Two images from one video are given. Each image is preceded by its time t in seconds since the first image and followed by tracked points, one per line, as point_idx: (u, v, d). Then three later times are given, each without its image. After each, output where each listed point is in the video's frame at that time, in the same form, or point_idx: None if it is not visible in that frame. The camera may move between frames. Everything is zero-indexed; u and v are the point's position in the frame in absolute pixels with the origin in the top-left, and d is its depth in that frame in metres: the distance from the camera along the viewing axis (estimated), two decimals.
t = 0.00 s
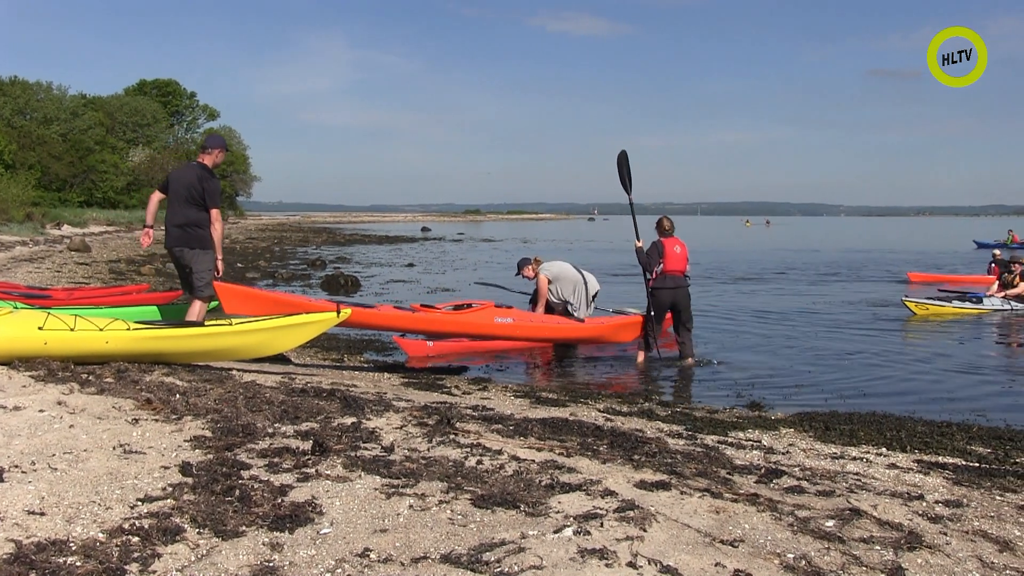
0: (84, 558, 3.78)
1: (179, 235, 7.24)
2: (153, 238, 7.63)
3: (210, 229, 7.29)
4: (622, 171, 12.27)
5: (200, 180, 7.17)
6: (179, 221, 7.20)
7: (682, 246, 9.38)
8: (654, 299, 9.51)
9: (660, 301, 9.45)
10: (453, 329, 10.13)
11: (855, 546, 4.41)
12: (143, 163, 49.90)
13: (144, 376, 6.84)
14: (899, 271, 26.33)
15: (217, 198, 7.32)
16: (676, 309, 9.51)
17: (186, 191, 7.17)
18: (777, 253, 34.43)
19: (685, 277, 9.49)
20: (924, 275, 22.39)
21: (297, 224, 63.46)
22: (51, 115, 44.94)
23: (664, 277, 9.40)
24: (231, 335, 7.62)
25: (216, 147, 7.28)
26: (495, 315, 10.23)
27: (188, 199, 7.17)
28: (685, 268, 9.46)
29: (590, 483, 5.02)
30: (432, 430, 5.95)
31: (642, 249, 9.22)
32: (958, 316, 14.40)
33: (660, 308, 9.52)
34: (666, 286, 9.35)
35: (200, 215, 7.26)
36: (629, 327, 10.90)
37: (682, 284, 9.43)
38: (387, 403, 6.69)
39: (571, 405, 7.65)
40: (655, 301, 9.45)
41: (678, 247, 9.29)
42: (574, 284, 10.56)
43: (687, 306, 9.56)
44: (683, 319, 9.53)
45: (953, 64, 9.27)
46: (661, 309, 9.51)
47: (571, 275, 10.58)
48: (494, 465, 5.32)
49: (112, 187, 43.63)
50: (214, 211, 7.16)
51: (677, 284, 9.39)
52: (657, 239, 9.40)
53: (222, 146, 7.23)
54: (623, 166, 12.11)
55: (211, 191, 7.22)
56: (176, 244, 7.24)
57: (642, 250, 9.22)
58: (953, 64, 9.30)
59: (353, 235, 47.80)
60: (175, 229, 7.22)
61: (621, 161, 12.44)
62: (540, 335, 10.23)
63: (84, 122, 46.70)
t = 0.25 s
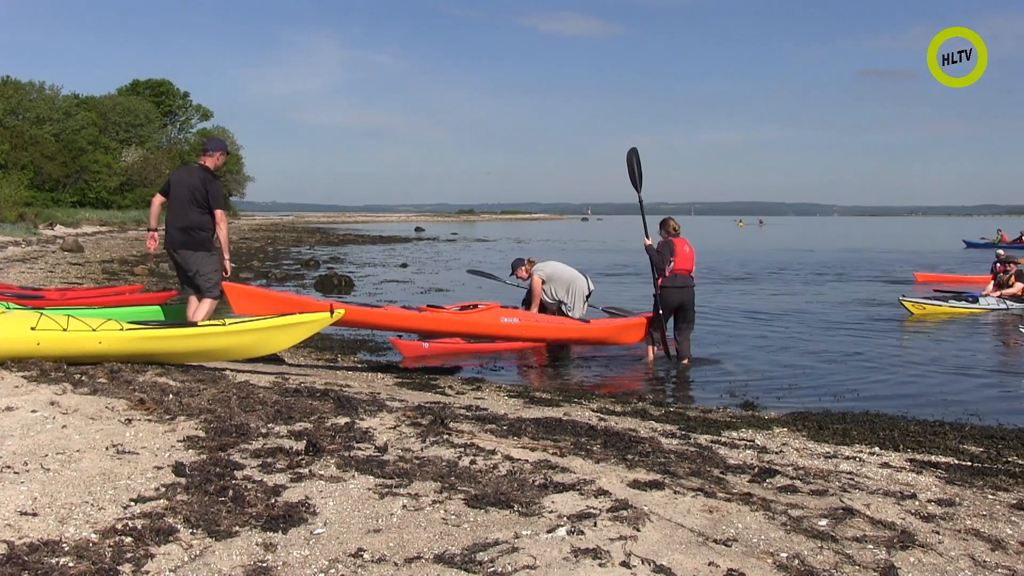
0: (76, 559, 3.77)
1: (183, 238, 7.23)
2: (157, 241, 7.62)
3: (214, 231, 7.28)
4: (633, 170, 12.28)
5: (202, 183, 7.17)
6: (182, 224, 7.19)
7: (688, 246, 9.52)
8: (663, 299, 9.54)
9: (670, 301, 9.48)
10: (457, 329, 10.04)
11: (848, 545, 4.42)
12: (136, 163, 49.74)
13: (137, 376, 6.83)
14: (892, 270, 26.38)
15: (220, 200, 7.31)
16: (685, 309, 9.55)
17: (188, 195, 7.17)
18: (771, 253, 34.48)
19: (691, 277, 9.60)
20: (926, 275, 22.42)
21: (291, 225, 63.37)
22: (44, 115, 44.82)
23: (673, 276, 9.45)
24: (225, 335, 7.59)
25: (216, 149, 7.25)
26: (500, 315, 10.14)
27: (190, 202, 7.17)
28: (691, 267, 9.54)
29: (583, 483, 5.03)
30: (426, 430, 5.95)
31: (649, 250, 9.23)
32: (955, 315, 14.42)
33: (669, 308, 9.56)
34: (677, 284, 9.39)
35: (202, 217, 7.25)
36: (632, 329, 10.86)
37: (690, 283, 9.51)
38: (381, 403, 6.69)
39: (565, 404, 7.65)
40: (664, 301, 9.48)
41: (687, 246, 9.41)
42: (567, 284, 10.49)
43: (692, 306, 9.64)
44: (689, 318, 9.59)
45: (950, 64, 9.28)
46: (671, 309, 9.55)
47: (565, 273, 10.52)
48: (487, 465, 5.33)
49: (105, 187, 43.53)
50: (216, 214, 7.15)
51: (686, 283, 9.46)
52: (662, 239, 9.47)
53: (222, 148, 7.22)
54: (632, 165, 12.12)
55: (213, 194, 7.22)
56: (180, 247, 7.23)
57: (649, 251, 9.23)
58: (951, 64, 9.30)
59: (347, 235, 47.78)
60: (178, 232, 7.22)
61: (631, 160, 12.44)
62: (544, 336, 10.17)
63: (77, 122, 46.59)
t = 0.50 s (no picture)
0: (70, 559, 3.76)
1: (188, 239, 7.26)
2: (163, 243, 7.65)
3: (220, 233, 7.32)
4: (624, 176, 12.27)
5: (208, 185, 7.21)
6: (188, 226, 7.22)
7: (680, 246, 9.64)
8: (664, 300, 9.52)
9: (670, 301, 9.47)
10: (464, 329, 10.15)
11: (843, 545, 4.42)
12: (131, 163, 49.63)
13: (131, 376, 6.82)
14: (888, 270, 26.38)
15: (226, 203, 7.35)
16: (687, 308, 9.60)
17: (194, 196, 7.20)
18: (767, 253, 34.48)
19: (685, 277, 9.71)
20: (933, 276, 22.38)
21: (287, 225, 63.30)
22: (38, 115, 44.74)
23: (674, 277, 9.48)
24: (219, 335, 7.57)
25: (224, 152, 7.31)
26: (506, 317, 10.22)
27: (196, 204, 7.21)
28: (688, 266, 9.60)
29: (578, 483, 5.03)
30: (420, 430, 5.95)
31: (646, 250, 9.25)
32: (953, 316, 14.45)
33: (669, 308, 9.56)
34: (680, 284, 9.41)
35: (208, 219, 7.29)
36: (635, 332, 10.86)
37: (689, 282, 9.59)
38: (375, 404, 6.68)
39: (560, 404, 7.64)
40: (665, 301, 9.46)
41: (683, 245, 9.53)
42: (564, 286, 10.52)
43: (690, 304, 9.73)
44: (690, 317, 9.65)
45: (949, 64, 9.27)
46: (671, 308, 9.55)
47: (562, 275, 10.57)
48: (482, 465, 5.32)
49: (100, 187, 43.47)
50: (222, 216, 7.19)
51: (686, 281, 9.53)
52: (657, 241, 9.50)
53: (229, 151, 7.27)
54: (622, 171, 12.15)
55: (219, 196, 7.26)
56: (185, 249, 7.26)
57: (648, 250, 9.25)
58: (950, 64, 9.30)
59: (343, 235, 47.75)
60: (183, 233, 7.25)
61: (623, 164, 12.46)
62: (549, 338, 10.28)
63: (71, 122, 46.52)
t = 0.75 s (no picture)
0: (69, 559, 3.77)
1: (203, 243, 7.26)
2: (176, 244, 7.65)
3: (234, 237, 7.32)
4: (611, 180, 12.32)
5: (224, 189, 7.22)
6: (203, 230, 7.22)
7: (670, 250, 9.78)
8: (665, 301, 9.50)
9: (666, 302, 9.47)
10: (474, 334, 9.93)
11: (841, 545, 4.43)
12: (129, 163, 49.65)
13: (130, 376, 6.82)
14: (887, 270, 26.37)
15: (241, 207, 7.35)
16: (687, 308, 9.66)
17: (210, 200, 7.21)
18: (765, 253, 34.48)
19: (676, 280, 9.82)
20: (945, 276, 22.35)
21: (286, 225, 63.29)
22: (36, 115, 44.75)
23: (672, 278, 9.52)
24: (218, 335, 7.56)
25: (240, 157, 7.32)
26: (515, 321, 10.09)
27: (212, 207, 7.22)
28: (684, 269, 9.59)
29: (576, 483, 5.03)
30: (418, 430, 5.95)
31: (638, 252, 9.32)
32: (955, 316, 14.48)
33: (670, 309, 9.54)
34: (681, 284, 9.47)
35: (224, 224, 7.29)
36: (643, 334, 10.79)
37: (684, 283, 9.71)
38: (373, 403, 6.69)
39: (558, 405, 7.64)
40: (666, 302, 9.45)
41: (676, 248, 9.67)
42: (562, 284, 10.45)
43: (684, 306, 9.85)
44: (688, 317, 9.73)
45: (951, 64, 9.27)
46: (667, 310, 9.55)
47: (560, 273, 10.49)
48: (480, 465, 5.32)
49: (99, 187, 43.48)
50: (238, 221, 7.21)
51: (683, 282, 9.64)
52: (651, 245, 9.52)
53: (245, 156, 7.30)
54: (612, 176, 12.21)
55: (235, 202, 7.27)
56: (200, 252, 7.28)
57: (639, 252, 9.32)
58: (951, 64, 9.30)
59: (341, 236, 47.77)
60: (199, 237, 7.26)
61: (610, 168, 12.49)
62: (558, 341, 10.26)
63: (69, 122, 46.55)
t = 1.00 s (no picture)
0: (69, 558, 3.77)
1: (220, 243, 7.32)
2: (193, 245, 7.66)
3: (251, 239, 7.36)
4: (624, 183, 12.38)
5: (243, 191, 7.26)
6: (220, 230, 7.29)
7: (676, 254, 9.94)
8: (676, 301, 9.60)
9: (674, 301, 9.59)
10: (484, 338, 9.97)
11: (841, 545, 4.43)
12: (129, 163, 49.65)
13: (129, 376, 6.82)
14: (887, 269, 26.36)
15: (259, 210, 7.38)
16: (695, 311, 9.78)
17: (228, 202, 7.25)
18: (765, 253, 34.48)
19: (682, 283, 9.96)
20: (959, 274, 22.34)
21: (285, 224, 63.27)
22: (36, 115, 44.74)
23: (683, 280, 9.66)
24: (218, 335, 7.55)
25: (260, 160, 7.35)
26: (524, 325, 10.12)
27: (230, 209, 7.26)
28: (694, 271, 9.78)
29: (575, 483, 5.03)
30: (418, 430, 5.95)
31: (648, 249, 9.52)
32: (958, 316, 14.50)
33: (680, 310, 9.64)
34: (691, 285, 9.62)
35: (241, 225, 7.33)
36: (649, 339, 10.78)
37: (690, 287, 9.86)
38: (373, 403, 6.68)
39: (557, 405, 7.64)
40: (679, 302, 9.55)
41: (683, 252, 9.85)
42: (561, 285, 10.27)
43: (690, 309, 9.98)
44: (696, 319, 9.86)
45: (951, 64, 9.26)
46: (675, 310, 9.66)
47: (562, 271, 10.27)
48: (480, 465, 5.32)
49: (98, 186, 43.47)
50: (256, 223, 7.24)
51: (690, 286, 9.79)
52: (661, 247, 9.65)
53: (265, 160, 7.33)
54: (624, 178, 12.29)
55: (253, 204, 7.30)
56: (217, 252, 7.32)
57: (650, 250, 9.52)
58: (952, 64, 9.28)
59: (340, 235, 47.75)
60: (216, 237, 7.31)
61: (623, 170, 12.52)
62: (565, 346, 10.23)
63: (69, 122, 46.55)
